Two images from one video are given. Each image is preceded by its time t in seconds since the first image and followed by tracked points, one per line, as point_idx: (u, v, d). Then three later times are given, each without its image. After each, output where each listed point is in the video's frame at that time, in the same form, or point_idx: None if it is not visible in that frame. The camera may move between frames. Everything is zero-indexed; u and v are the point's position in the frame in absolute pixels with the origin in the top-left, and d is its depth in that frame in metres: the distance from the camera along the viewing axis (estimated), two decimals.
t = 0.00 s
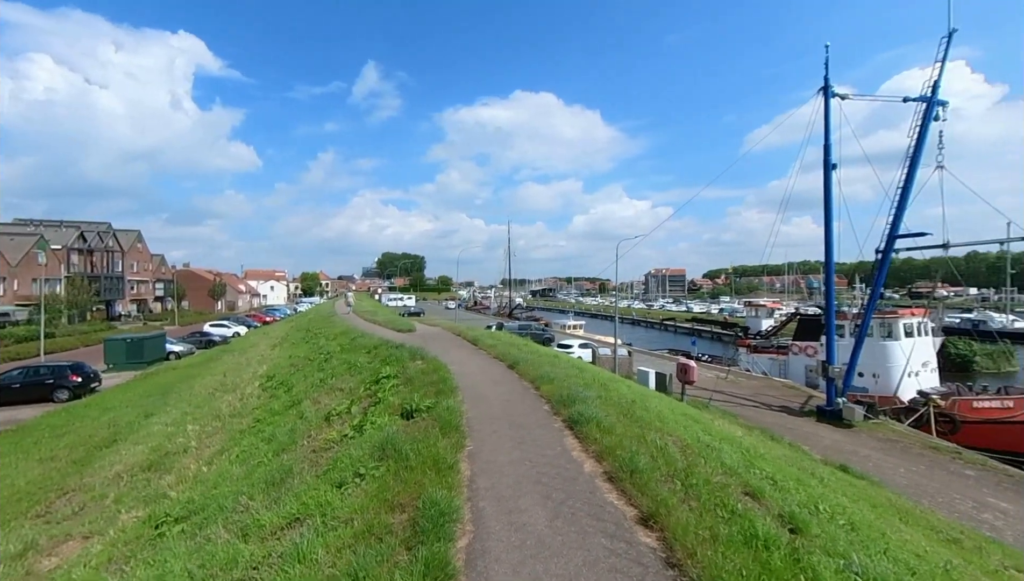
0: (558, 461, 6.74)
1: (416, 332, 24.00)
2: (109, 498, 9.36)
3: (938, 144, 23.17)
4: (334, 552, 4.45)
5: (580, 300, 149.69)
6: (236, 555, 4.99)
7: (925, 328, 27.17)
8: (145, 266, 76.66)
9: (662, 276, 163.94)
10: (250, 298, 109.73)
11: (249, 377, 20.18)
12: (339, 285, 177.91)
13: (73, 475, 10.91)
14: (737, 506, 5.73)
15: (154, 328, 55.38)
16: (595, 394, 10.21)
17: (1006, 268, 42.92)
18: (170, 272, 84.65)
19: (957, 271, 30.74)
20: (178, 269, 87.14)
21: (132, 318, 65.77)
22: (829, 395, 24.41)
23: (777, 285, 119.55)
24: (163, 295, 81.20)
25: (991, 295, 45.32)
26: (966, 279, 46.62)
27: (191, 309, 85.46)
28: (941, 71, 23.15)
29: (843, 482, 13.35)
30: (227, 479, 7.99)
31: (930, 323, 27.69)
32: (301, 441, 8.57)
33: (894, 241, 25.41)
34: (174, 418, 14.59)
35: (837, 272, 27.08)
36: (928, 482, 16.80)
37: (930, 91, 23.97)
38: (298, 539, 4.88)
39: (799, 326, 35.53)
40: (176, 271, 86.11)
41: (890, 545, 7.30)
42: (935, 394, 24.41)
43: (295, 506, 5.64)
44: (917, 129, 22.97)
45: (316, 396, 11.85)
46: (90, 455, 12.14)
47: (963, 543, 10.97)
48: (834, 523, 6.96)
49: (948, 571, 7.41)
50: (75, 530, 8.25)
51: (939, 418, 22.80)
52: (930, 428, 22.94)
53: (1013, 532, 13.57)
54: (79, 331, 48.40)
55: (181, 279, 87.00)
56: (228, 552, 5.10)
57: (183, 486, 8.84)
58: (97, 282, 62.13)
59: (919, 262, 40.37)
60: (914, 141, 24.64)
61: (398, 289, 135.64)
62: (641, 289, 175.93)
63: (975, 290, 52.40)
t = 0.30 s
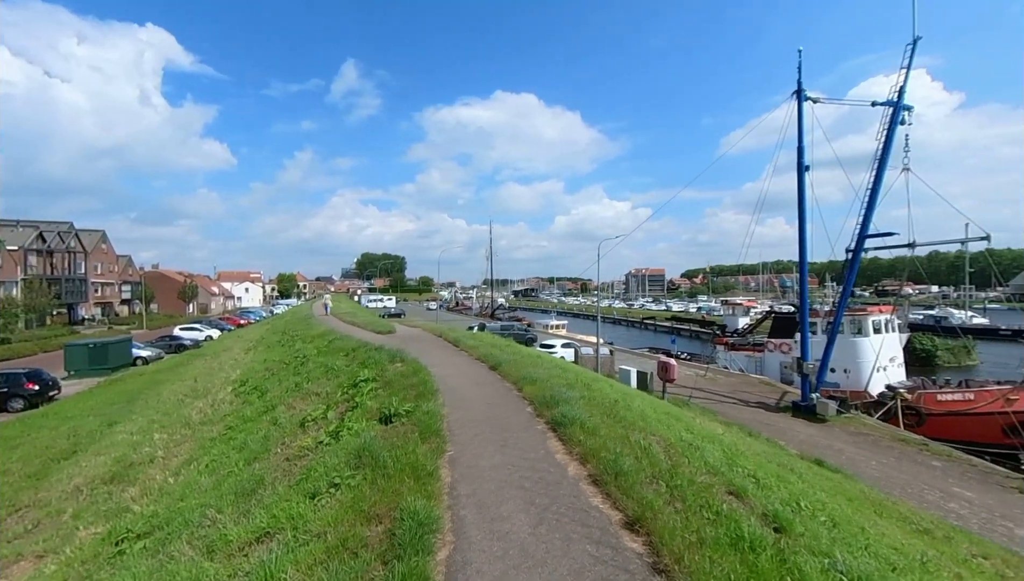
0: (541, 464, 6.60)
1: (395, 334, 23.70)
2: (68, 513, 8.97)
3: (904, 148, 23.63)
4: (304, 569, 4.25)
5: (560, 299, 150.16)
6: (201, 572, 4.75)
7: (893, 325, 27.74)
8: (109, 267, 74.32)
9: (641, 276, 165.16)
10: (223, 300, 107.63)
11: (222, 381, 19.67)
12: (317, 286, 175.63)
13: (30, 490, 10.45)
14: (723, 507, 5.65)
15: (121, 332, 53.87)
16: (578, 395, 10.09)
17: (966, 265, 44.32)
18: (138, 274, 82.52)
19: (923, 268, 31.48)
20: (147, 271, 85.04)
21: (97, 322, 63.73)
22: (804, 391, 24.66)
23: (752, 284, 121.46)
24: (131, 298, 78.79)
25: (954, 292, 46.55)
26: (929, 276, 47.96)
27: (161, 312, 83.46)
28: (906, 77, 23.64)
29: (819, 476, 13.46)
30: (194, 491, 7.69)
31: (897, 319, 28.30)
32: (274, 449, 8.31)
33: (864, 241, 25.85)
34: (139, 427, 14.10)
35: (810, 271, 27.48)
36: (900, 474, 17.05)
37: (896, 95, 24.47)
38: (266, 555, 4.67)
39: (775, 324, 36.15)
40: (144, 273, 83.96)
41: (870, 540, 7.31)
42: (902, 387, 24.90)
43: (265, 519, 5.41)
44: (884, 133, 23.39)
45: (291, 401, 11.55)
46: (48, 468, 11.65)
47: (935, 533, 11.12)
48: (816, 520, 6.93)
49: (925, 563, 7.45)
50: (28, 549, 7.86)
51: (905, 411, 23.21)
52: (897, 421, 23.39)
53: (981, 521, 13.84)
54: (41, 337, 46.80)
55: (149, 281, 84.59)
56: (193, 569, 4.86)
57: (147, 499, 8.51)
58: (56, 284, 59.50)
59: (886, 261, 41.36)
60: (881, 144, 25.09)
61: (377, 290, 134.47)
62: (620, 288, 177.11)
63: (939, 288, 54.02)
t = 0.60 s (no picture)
0: (528, 470, 6.48)
1: (380, 335, 23.41)
2: (32, 524, 8.70)
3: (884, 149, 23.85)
4: None
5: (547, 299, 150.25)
6: None
7: (873, 323, 28.01)
8: (82, 267, 72.68)
9: (627, 276, 165.81)
10: (203, 300, 105.93)
11: (200, 385, 19.28)
12: (302, 286, 173.96)
13: None
14: (713, 512, 5.56)
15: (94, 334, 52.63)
16: (566, 396, 9.99)
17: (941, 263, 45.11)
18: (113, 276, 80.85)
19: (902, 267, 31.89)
20: (122, 272, 83.32)
21: (70, 324, 62.23)
22: (788, 388, 24.78)
23: (736, 283, 122.50)
24: (104, 299, 77.07)
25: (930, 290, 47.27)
26: (906, 274, 48.67)
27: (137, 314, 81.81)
28: (886, 78, 23.86)
29: (803, 473, 13.48)
30: (165, 501, 7.49)
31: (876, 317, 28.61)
32: (250, 456, 8.13)
33: (846, 241, 26.06)
34: (110, 433, 13.75)
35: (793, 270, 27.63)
36: (881, 469, 17.17)
37: (876, 98, 24.71)
38: (235, 573, 4.53)
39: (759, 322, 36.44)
40: (119, 273, 82.23)
41: (860, 541, 7.29)
42: (881, 383, 25.16)
43: (235, 533, 5.26)
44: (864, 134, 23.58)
45: (269, 405, 11.33)
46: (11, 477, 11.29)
47: (917, 529, 11.17)
48: (808, 522, 6.88)
49: (915, 563, 7.45)
50: None
51: (885, 406, 23.37)
52: (877, 416, 23.50)
53: (960, 515, 13.96)
54: (5, 340, 45.43)
55: (124, 282, 82.95)
56: None
57: (115, 510, 8.27)
58: (24, 285, 57.64)
59: (866, 260, 41.88)
60: (862, 145, 25.32)
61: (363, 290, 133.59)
62: (607, 288, 177.75)
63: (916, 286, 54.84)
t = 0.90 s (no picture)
0: (519, 477, 6.37)
1: (368, 336, 23.20)
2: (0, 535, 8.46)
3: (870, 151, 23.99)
4: None
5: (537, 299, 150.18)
6: None
7: (859, 322, 28.23)
8: (60, 267, 71.42)
9: (617, 277, 166.21)
10: (187, 300, 104.62)
11: (180, 388, 18.95)
12: (290, 286, 172.57)
13: None
14: (707, 521, 5.48)
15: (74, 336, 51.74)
16: (557, 398, 9.89)
17: (924, 263, 45.64)
18: (94, 276, 79.58)
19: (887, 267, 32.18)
20: (103, 272, 82.03)
21: (49, 326, 61.10)
22: (777, 388, 24.86)
23: (724, 283, 123.24)
24: (85, 300, 75.88)
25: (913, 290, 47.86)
26: (892, 273, 49.13)
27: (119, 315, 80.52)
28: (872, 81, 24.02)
29: (793, 474, 13.47)
30: (141, 512, 7.32)
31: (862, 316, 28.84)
32: (229, 464, 7.97)
33: (833, 241, 26.17)
34: (86, 439, 13.46)
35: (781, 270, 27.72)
36: (870, 468, 17.24)
37: (862, 100, 24.85)
38: None
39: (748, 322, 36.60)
40: (100, 274, 80.95)
41: (857, 546, 7.24)
42: (868, 382, 25.33)
43: (208, 548, 5.11)
44: (851, 136, 23.70)
45: (251, 410, 11.13)
46: None
47: (906, 529, 11.16)
48: (804, 528, 6.82)
49: (911, 568, 7.43)
50: None
51: (871, 405, 23.44)
52: (863, 415, 23.55)
53: (948, 513, 14.00)
54: None
55: (106, 282, 81.71)
56: None
57: (88, 522, 8.07)
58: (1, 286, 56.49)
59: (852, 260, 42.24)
60: (849, 147, 25.45)
61: (351, 291, 132.82)
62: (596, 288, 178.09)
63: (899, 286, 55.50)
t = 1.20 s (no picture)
0: (510, 483, 6.27)
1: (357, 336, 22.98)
2: None
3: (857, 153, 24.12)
4: None
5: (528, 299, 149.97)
6: None
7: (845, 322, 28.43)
8: (37, 267, 70.21)
9: (607, 277, 166.48)
10: (171, 300, 103.33)
11: (162, 391, 18.63)
12: (279, 285, 171.17)
13: None
14: (703, 527, 5.41)
15: (53, 337, 50.83)
16: (548, 400, 9.79)
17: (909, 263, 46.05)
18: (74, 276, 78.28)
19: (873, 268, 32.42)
20: (81, 272, 80.71)
21: (28, 327, 59.99)
22: (765, 387, 24.93)
23: (713, 283, 123.85)
24: (63, 300, 74.78)
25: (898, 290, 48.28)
26: (878, 273, 49.52)
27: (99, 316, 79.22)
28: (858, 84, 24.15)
29: (783, 473, 13.48)
30: (116, 521, 7.15)
31: (847, 316, 29.04)
32: (209, 470, 7.81)
33: (820, 242, 26.29)
34: (62, 443, 13.17)
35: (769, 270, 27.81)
36: (857, 467, 17.30)
37: (848, 103, 24.99)
38: None
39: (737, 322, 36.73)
40: (79, 273, 79.66)
41: (852, 550, 7.20)
42: (853, 381, 25.49)
43: (183, 560, 4.99)
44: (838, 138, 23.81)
45: (233, 414, 10.94)
46: None
47: (894, 528, 11.18)
48: (798, 532, 6.77)
49: (906, 570, 7.40)
50: None
51: (856, 404, 23.50)
52: (849, 413, 23.63)
53: (933, 511, 14.08)
54: None
55: (85, 283, 80.49)
56: None
57: (61, 530, 7.88)
58: None
59: (839, 260, 42.56)
60: (836, 149, 25.58)
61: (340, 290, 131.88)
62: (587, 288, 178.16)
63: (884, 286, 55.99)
